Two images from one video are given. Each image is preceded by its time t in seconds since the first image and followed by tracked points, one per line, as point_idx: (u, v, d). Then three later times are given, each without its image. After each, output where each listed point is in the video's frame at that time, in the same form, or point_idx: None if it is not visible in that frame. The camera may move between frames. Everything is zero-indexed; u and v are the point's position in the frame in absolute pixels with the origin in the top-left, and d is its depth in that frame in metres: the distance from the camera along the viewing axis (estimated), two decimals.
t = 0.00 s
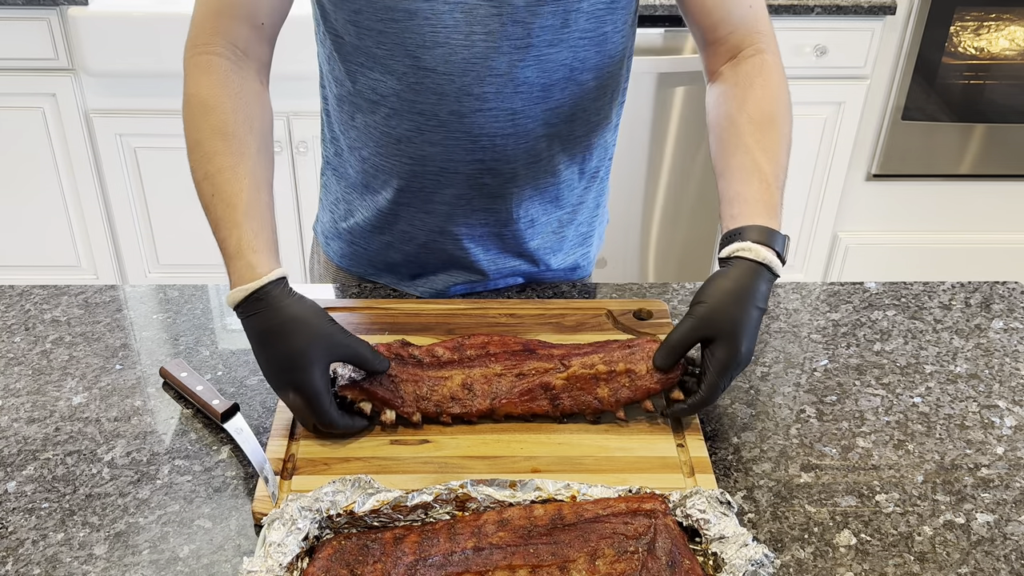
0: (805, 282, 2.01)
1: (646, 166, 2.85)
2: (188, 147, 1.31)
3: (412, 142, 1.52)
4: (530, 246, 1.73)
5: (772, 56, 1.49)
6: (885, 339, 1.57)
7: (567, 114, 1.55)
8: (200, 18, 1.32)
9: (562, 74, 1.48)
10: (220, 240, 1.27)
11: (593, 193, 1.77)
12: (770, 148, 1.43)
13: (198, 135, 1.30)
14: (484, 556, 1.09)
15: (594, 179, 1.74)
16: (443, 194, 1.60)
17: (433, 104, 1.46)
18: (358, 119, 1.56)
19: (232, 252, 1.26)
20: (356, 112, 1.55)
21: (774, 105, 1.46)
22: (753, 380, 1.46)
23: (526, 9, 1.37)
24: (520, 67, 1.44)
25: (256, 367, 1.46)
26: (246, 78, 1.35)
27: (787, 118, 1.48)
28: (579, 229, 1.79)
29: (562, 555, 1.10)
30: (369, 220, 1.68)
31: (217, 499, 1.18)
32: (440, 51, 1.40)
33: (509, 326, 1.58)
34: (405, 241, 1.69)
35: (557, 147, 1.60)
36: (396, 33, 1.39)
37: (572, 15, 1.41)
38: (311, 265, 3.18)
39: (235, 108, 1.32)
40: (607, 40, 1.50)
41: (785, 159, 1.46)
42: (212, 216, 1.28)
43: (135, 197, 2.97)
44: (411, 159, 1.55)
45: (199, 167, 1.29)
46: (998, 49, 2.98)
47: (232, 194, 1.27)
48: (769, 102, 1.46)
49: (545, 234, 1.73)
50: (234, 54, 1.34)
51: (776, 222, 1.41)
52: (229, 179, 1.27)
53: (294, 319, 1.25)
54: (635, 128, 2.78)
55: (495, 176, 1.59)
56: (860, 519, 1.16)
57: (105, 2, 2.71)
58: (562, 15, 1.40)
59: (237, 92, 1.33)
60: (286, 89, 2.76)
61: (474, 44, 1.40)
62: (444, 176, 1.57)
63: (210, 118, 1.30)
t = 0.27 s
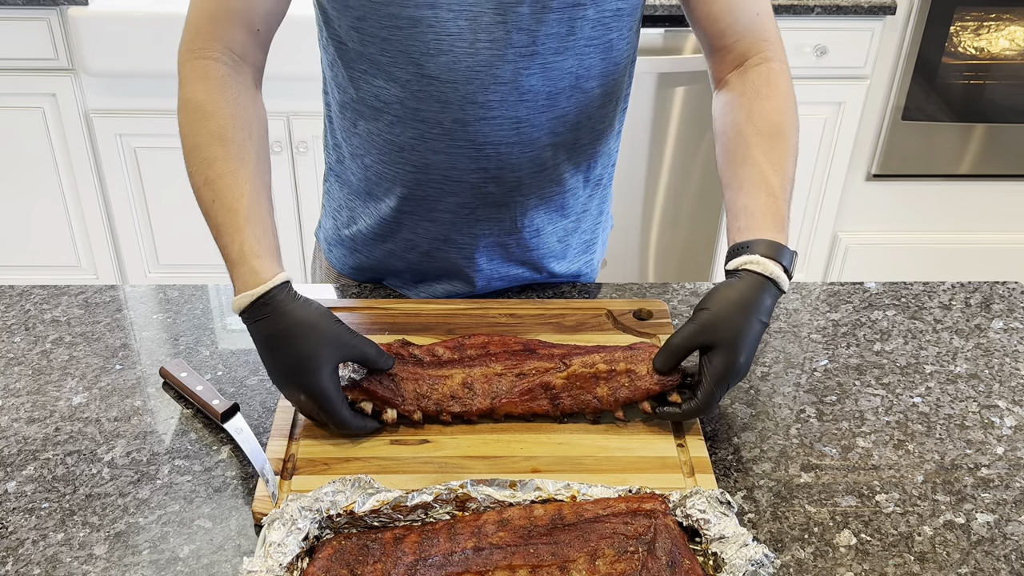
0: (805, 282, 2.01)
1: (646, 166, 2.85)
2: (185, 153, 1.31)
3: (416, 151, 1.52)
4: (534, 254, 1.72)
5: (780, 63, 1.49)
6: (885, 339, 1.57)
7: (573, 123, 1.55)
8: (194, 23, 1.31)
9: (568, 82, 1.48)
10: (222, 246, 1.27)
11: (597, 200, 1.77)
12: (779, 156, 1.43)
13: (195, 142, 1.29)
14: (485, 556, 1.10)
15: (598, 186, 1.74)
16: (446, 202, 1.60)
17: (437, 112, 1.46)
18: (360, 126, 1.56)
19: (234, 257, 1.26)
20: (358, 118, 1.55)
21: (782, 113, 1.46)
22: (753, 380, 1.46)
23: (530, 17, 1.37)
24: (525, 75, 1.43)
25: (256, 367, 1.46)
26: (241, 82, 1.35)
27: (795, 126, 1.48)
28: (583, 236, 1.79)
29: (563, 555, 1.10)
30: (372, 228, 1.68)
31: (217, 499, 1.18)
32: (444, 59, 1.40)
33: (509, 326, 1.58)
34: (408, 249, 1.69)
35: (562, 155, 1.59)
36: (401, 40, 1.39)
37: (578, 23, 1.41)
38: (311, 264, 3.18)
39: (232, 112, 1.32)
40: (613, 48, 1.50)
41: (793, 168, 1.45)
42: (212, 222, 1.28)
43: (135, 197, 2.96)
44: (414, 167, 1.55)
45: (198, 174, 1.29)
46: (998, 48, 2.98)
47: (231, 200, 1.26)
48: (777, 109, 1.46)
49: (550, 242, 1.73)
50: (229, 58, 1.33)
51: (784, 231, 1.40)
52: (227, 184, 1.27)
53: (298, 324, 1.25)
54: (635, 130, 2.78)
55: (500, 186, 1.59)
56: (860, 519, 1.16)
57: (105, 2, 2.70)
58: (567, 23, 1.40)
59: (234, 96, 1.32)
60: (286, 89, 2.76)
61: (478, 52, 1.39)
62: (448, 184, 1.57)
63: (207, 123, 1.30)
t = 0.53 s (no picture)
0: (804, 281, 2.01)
1: (646, 166, 2.85)
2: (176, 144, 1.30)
3: (419, 155, 1.53)
4: (536, 258, 1.72)
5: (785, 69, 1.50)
6: (885, 339, 1.57)
7: (577, 130, 1.55)
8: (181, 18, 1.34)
9: (572, 90, 1.48)
10: (219, 230, 1.26)
11: (598, 204, 1.76)
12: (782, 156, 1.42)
13: (186, 131, 1.29)
14: (485, 555, 1.10)
15: (600, 190, 1.74)
16: (449, 207, 1.61)
17: (440, 118, 1.46)
18: (363, 129, 1.56)
19: (232, 239, 1.25)
20: (361, 121, 1.56)
21: (786, 116, 1.47)
22: (753, 380, 1.46)
23: (535, 24, 1.37)
24: (530, 81, 1.43)
25: (256, 367, 1.46)
26: (231, 73, 1.36)
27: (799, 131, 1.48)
28: (584, 239, 1.79)
29: (563, 555, 1.10)
30: (374, 233, 1.68)
31: (217, 499, 1.18)
32: (448, 65, 1.40)
33: (510, 326, 1.58)
34: (410, 253, 1.69)
35: (566, 161, 1.59)
36: (404, 46, 1.39)
37: (584, 30, 1.40)
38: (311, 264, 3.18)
39: (222, 98, 1.32)
40: (616, 54, 1.49)
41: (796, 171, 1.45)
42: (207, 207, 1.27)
43: (135, 197, 2.96)
44: (417, 172, 1.55)
45: (189, 161, 1.28)
46: (998, 49, 2.98)
47: (224, 181, 1.26)
48: (781, 112, 1.47)
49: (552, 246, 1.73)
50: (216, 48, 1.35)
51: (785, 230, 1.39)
52: (220, 165, 1.26)
53: (303, 304, 1.23)
54: (634, 131, 2.79)
55: (502, 191, 1.59)
56: (860, 519, 1.16)
57: (105, 2, 2.70)
58: (573, 31, 1.40)
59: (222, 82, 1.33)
60: (286, 89, 2.76)
61: (482, 58, 1.39)
62: (451, 190, 1.57)
63: (197, 109, 1.30)
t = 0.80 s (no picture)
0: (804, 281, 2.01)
1: (646, 166, 2.85)
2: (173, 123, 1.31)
3: (421, 154, 1.53)
4: (536, 258, 1.73)
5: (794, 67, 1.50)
6: (885, 339, 1.57)
7: (579, 129, 1.55)
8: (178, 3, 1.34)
9: (575, 89, 1.48)
10: (219, 204, 1.27)
11: (599, 205, 1.77)
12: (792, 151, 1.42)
13: (183, 110, 1.29)
14: (485, 556, 1.09)
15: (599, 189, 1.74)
16: (450, 205, 1.61)
17: (442, 116, 1.46)
18: (366, 127, 1.56)
19: (234, 211, 1.26)
20: (364, 119, 1.56)
21: (795, 112, 1.46)
22: (754, 380, 1.46)
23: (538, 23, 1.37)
24: (532, 80, 1.43)
25: (256, 367, 1.46)
26: (228, 61, 1.36)
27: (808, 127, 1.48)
28: (584, 240, 1.79)
29: (562, 555, 1.10)
30: (376, 232, 1.68)
31: (217, 499, 1.18)
32: (450, 63, 1.40)
33: (510, 325, 1.58)
34: (411, 252, 1.69)
35: (567, 157, 1.59)
36: (407, 45, 1.39)
37: (586, 29, 1.40)
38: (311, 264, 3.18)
39: (219, 78, 1.32)
40: (619, 53, 1.50)
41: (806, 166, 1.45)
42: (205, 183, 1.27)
43: (135, 197, 2.96)
44: (420, 170, 1.55)
45: (188, 146, 1.29)
46: (998, 49, 2.98)
47: (224, 157, 1.26)
48: (790, 108, 1.46)
49: (552, 246, 1.73)
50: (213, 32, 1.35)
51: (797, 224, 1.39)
52: (219, 142, 1.27)
53: (302, 262, 1.22)
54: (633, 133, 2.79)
55: (504, 190, 1.59)
56: (860, 519, 1.16)
57: (105, 2, 2.70)
58: (576, 30, 1.39)
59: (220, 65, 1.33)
60: (287, 89, 2.76)
61: (485, 57, 1.39)
62: (452, 188, 1.57)
63: (194, 89, 1.30)
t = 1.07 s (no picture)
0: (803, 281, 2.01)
1: (646, 167, 2.85)
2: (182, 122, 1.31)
3: (425, 151, 1.52)
4: (537, 257, 1.74)
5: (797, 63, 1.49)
6: (885, 339, 1.57)
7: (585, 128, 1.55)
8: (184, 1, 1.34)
9: (578, 87, 1.47)
10: (223, 207, 1.27)
11: (600, 203, 1.79)
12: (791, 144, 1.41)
13: (193, 111, 1.30)
14: (485, 555, 1.09)
15: (600, 188, 1.75)
16: (452, 202, 1.60)
17: (445, 114, 1.46)
18: (369, 125, 1.56)
19: (241, 216, 1.26)
20: (368, 117, 1.56)
21: (795, 106, 1.45)
22: (753, 380, 1.46)
23: (541, 21, 1.36)
24: (535, 77, 1.42)
25: (256, 367, 1.46)
26: (233, 61, 1.36)
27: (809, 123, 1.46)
28: (585, 238, 1.80)
29: (562, 555, 1.10)
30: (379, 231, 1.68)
31: (217, 499, 1.18)
32: (453, 60, 1.39)
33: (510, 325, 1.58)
34: (413, 250, 1.69)
35: (570, 155, 1.59)
36: (411, 42, 1.39)
37: (590, 27, 1.40)
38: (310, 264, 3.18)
39: (229, 79, 1.33)
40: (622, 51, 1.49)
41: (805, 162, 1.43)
42: (211, 187, 1.27)
43: (135, 197, 2.97)
44: (422, 167, 1.55)
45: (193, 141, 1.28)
46: (998, 49, 2.98)
47: (235, 163, 1.27)
48: (791, 102, 1.45)
49: (552, 244, 1.75)
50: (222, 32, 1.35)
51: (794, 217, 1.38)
52: (226, 144, 1.27)
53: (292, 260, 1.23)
54: (633, 134, 2.79)
55: (506, 187, 1.59)
56: (860, 519, 1.16)
57: (105, 2, 2.70)
58: (579, 28, 1.39)
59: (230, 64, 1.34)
60: (287, 89, 2.76)
61: (488, 54, 1.38)
62: (455, 186, 1.57)
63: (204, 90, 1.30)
